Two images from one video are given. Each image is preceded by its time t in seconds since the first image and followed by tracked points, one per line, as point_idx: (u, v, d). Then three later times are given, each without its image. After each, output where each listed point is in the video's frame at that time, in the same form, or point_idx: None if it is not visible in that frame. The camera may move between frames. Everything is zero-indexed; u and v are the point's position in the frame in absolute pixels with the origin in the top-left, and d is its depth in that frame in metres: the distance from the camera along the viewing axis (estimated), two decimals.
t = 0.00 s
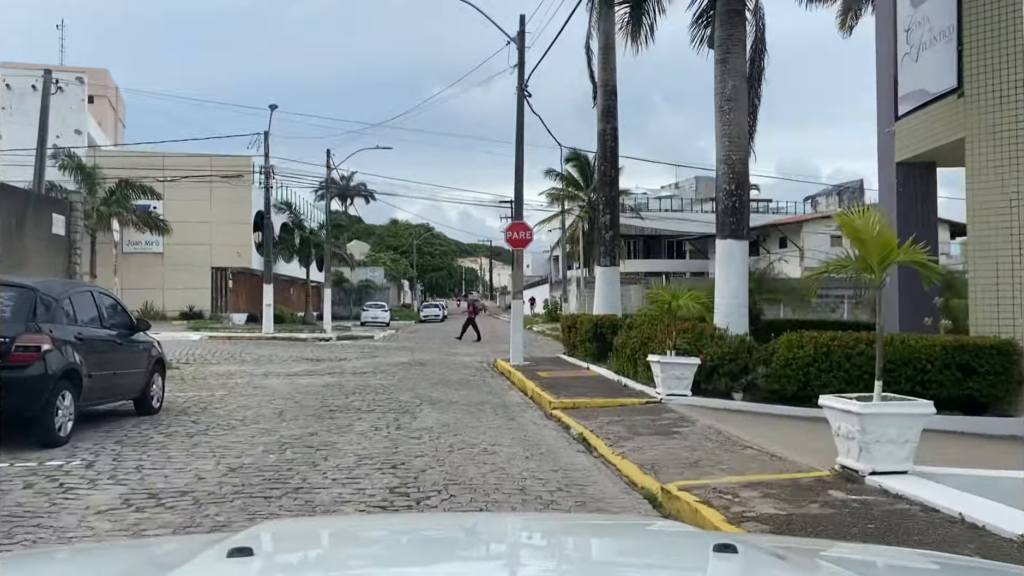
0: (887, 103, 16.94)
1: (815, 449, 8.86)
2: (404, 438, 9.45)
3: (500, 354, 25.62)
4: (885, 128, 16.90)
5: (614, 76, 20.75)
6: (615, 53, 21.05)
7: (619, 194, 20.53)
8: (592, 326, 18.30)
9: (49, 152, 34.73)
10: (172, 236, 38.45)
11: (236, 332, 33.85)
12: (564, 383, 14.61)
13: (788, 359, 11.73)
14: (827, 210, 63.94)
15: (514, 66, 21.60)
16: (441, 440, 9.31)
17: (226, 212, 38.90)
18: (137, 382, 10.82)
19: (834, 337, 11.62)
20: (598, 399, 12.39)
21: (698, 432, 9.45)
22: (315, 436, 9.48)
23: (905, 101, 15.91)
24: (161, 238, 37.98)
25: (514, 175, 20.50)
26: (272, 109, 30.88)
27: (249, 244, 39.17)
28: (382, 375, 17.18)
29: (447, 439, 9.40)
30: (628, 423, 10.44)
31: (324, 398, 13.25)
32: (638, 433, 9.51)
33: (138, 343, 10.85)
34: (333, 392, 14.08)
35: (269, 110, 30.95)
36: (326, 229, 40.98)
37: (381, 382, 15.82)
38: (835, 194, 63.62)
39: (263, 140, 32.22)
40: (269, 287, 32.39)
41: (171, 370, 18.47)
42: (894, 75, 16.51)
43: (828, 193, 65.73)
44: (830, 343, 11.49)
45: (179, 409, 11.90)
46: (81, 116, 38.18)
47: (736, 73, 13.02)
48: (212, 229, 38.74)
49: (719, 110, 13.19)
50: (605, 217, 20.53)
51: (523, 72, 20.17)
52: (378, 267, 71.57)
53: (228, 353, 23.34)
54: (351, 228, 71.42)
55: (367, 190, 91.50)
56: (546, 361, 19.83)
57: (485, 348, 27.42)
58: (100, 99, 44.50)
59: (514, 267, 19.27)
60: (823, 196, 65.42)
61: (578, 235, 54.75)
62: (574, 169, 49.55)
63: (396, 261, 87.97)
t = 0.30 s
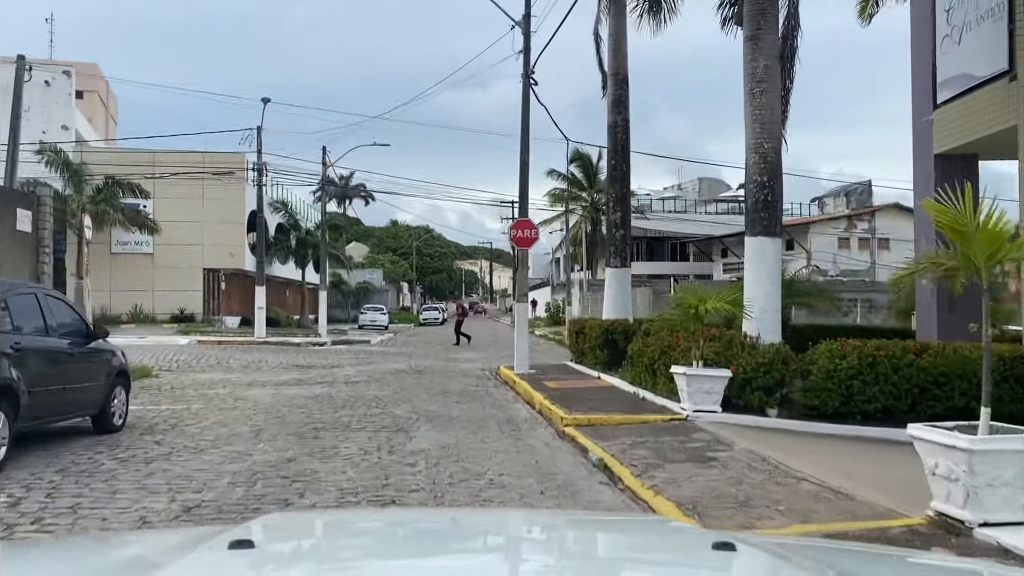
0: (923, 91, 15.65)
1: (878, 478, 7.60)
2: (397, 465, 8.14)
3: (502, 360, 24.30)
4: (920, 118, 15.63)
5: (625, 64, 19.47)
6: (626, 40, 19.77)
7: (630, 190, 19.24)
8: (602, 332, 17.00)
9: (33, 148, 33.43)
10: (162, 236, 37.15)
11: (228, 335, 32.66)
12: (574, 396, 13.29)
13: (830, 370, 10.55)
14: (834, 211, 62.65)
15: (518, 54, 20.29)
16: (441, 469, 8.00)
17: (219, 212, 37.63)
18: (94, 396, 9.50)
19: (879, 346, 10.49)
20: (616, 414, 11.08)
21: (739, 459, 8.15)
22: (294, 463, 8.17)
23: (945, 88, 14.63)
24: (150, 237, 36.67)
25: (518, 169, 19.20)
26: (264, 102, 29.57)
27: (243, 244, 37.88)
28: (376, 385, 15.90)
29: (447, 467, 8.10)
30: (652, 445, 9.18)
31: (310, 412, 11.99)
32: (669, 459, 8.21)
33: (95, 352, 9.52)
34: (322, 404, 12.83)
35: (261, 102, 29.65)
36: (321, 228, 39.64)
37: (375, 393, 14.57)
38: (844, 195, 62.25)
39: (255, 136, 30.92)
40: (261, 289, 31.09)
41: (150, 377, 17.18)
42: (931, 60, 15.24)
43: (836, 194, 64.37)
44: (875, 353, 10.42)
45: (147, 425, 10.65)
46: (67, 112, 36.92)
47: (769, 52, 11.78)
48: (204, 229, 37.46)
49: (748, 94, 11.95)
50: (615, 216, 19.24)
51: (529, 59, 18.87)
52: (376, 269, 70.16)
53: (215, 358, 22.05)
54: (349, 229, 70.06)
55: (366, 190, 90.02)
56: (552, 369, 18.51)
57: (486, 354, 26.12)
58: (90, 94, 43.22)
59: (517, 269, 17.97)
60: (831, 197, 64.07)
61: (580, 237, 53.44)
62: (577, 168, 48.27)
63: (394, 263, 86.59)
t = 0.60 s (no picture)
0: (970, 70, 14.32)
1: (967, 511, 6.38)
2: (390, 493, 6.83)
3: (507, 362, 22.96)
4: (967, 99, 14.29)
5: (640, 44, 18.14)
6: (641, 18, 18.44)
7: (645, 180, 17.93)
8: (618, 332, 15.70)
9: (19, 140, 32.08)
10: (153, 231, 35.86)
11: (221, 335, 31.47)
12: (592, 403, 11.98)
13: (885, 376, 9.20)
14: (844, 208, 61.26)
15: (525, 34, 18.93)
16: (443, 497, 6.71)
17: (212, 207, 36.35)
18: (41, 408, 8.16)
19: (942, 350, 9.19)
20: (641, 426, 9.70)
21: (797, 486, 6.85)
22: (268, 489, 6.86)
23: (997, 66, 13.29)
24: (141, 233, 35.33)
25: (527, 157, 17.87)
26: (257, 90, 28.22)
27: (237, 241, 36.62)
28: (371, 389, 14.65)
29: (450, 495, 6.79)
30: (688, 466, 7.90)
31: (296, 421, 10.74)
32: (715, 486, 6.89)
33: (41, 357, 8.19)
34: (310, 412, 11.58)
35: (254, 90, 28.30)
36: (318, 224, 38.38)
37: (369, 399, 13.33)
38: (855, 192, 60.87)
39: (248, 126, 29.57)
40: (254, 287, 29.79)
41: (127, 381, 15.85)
42: (980, 36, 13.91)
43: (846, 191, 62.95)
44: (938, 357, 9.11)
45: (108, 437, 9.36)
46: (53, 103, 35.78)
47: (812, 17, 10.48)
48: (196, 225, 36.19)
49: (788, 64, 10.66)
50: (630, 207, 17.93)
51: (538, 38, 17.54)
52: (376, 267, 68.80)
53: (202, 359, 20.78)
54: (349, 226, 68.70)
55: (367, 188, 88.67)
56: (561, 372, 17.22)
57: (489, 355, 24.84)
58: (80, 86, 41.96)
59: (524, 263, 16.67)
60: (841, 195, 62.69)
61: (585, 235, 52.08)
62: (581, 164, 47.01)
63: (395, 261, 85.17)
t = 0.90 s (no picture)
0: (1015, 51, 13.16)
1: None
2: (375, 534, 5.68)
3: (508, 363, 21.76)
4: (1012, 81, 13.12)
5: (653, 26, 16.96)
6: None
7: (657, 170, 16.76)
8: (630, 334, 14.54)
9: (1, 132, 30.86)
10: (142, 227, 34.66)
11: (212, 334, 30.35)
12: (606, 412, 10.80)
13: (946, 387, 8.05)
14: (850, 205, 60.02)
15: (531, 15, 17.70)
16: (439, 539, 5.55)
17: (204, 202, 35.18)
18: None
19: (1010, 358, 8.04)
20: (666, 442, 8.52)
21: (868, 524, 5.67)
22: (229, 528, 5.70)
23: None
24: (130, 229, 34.13)
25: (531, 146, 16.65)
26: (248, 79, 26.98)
27: (230, 237, 35.45)
28: (364, 395, 13.50)
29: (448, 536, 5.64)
30: (729, 494, 6.77)
31: (277, 435, 9.59)
32: (768, 524, 5.73)
33: None
34: (294, 423, 10.41)
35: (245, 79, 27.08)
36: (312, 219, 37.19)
37: (361, 407, 12.18)
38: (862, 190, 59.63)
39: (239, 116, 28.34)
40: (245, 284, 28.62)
41: (100, 385, 14.65)
42: None
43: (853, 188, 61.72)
44: (1005, 367, 7.97)
45: (56, 456, 8.15)
46: (38, 94, 34.65)
47: None
48: (188, 220, 35.03)
49: (831, 35, 9.49)
50: (642, 199, 16.74)
51: (544, 19, 16.32)
52: (375, 265, 67.52)
53: (187, 361, 19.61)
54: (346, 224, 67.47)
55: (365, 185, 87.33)
56: (568, 375, 16.04)
57: (490, 357, 23.65)
58: (68, 77, 40.75)
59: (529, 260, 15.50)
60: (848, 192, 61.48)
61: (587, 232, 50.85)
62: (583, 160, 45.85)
63: (393, 259, 83.89)
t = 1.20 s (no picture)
0: None
1: None
2: None
3: (510, 366, 20.55)
4: None
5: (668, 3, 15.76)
6: None
7: (673, 158, 15.58)
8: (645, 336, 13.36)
9: None
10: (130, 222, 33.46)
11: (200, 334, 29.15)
12: (628, 425, 9.61)
13: None
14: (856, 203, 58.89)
15: None
16: None
17: (194, 197, 33.99)
18: None
19: None
20: (703, 464, 7.29)
21: None
22: None
23: None
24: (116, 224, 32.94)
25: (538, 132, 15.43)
26: (238, 67, 25.75)
27: (220, 234, 34.26)
28: (355, 402, 12.29)
29: None
30: (790, 533, 5.60)
31: (252, 452, 8.39)
32: None
33: None
34: (273, 436, 9.22)
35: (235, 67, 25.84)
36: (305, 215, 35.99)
37: (351, 416, 11.00)
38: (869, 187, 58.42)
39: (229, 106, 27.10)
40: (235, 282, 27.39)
41: (68, 390, 13.43)
42: None
43: (858, 186, 60.55)
44: None
45: None
46: (21, 84, 33.36)
47: None
48: (177, 216, 33.83)
49: None
50: (657, 190, 15.52)
51: None
52: (372, 264, 66.31)
53: (169, 362, 18.40)
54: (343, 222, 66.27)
55: (362, 183, 86.12)
56: (577, 380, 14.84)
57: (491, 359, 22.44)
58: (55, 69, 39.45)
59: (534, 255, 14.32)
60: (853, 190, 60.27)
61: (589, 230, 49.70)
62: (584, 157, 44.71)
63: (391, 258, 82.67)
